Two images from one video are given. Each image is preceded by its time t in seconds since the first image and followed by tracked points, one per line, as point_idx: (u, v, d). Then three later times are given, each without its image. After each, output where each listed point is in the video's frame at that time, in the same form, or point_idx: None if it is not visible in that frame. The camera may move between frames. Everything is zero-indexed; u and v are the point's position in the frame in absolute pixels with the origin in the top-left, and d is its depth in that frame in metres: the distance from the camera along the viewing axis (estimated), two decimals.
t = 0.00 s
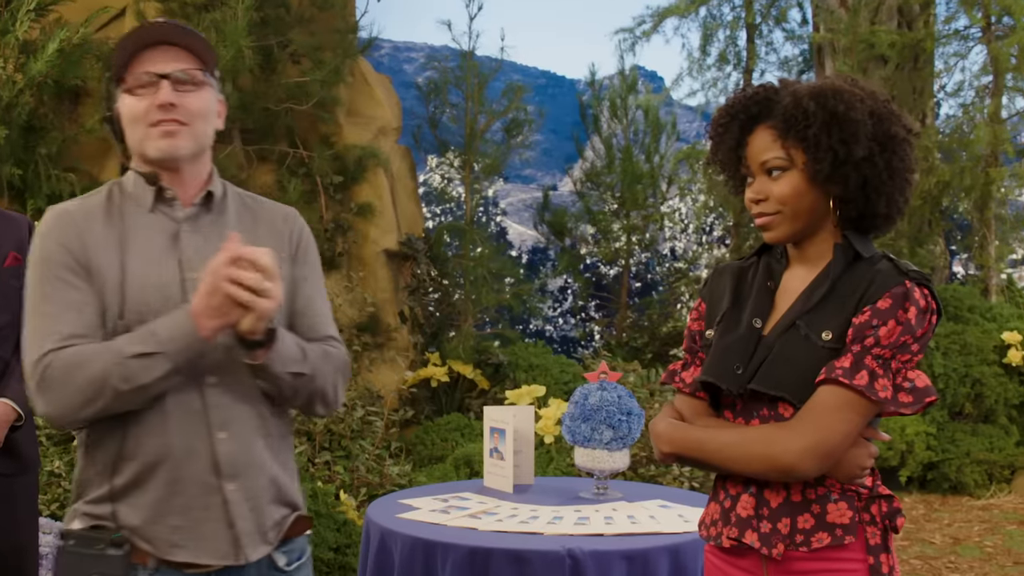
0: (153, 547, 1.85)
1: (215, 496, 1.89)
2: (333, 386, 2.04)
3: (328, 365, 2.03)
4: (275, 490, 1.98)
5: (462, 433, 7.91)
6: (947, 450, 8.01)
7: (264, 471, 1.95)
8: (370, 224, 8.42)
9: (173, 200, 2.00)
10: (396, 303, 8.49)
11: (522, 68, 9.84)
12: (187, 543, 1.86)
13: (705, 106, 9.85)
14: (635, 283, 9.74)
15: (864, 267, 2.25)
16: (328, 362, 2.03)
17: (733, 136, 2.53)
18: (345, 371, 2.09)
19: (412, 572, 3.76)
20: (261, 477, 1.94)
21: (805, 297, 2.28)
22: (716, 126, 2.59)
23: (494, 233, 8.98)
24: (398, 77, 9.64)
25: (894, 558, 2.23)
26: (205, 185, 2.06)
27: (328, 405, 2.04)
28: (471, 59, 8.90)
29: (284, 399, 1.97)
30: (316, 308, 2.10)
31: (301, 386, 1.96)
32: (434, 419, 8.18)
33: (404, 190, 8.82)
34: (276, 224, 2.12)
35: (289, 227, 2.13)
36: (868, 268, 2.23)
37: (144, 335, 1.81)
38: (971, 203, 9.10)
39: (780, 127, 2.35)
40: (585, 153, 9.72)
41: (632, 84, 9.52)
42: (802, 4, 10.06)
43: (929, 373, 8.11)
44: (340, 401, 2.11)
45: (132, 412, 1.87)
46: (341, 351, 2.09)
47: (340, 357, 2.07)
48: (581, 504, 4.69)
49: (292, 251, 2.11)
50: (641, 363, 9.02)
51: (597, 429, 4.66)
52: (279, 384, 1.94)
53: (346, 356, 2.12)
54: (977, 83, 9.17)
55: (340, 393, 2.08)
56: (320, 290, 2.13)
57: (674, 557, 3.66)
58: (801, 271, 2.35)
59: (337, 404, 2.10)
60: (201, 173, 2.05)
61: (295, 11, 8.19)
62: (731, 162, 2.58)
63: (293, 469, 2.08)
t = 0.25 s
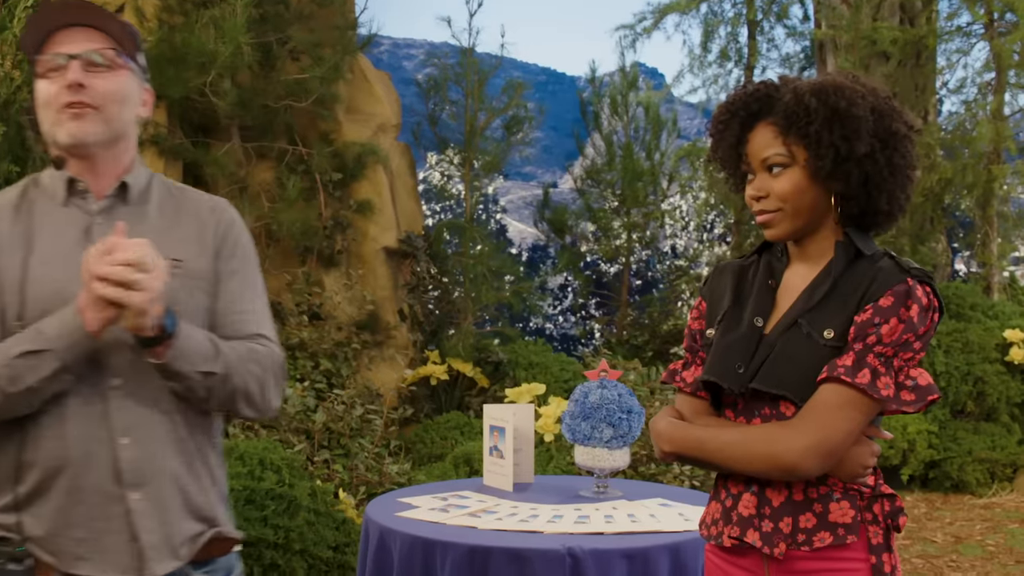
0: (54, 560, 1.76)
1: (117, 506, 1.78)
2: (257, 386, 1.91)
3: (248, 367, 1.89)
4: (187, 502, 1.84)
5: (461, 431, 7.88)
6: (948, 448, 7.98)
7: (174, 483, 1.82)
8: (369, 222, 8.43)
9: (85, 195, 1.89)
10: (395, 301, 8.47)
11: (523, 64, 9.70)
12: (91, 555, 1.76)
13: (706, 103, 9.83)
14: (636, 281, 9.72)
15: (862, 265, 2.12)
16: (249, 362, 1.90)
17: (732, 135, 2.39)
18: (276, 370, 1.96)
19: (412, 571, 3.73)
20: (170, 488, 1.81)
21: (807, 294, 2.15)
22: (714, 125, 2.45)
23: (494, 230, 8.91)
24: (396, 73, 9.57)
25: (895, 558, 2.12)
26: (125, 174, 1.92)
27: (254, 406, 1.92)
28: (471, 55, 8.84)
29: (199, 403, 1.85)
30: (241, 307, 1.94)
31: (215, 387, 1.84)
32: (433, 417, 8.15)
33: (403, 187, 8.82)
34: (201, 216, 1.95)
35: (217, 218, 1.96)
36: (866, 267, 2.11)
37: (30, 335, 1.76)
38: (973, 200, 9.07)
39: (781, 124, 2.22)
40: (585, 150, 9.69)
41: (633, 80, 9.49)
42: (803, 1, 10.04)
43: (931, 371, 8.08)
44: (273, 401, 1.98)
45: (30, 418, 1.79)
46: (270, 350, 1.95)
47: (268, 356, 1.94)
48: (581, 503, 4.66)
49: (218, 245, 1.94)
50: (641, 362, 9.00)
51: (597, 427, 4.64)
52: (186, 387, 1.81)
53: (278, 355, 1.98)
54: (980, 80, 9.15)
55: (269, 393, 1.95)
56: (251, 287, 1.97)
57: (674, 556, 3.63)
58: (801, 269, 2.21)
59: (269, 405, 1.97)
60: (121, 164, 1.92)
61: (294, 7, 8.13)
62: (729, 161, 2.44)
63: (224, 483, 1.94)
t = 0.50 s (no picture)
0: None
1: (7, 523, 1.57)
2: (171, 384, 1.66)
3: (158, 362, 1.65)
4: (89, 516, 1.61)
5: (447, 431, 7.82)
6: (937, 448, 7.95)
7: (74, 491, 1.60)
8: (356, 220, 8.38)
9: None
10: (381, 299, 8.41)
11: (510, 61, 9.63)
12: None
13: (695, 101, 9.80)
14: (623, 279, 9.68)
15: (851, 263, 2.06)
16: (160, 357, 1.65)
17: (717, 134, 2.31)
18: (195, 373, 1.70)
19: (397, 571, 3.66)
20: (68, 499, 1.59)
21: (796, 292, 2.09)
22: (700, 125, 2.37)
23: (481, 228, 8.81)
24: (382, 71, 9.46)
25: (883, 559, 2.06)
26: (26, 175, 1.68)
27: (168, 408, 1.66)
28: (457, 52, 8.70)
29: (104, 396, 1.63)
30: (154, 304, 1.70)
31: (119, 375, 1.62)
32: (419, 417, 8.09)
33: (390, 184, 8.76)
34: (106, 213, 1.71)
35: (124, 214, 1.72)
36: (854, 266, 2.05)
37: None
38: (963, 198, 9.06)
39: (767, 121, 2.16)
40: (573, 147, 9.60)
41: (621, 77, 9.48)
42: None
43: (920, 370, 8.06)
44: (196, 407, 1.72)
45: None
46: (188, 347, 1.70)
47: (186, 353, 1.68)
48: (568, 503, 4.60)
49: (126, 244, 1.71)
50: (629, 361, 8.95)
51: (584, 427, 4.58)
52: (87, 374, 1.60)
53: (201, 358, 1.73)
54: (969, 77, 9.10)
55: (190, 396, 1.70)
56: (165, 286, 1.72)
57: (661, 557, 3.58)
58: (789, 267, 2.15)
59: (191, 411, 1.71)
60: (21, 161, 1.67)
61: (280, 4, 8.09)
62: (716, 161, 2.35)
63: (144, 504, 1.71)
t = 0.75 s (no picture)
0: None
1: None
2: (98, 400, 1.57)
3: (84, 379, 1.55)
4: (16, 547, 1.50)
5: (428, 433, 7.76)
6: (920, 448, 7.93)
7: None
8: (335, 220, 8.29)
9: None
10: (361, 301, 8.33)
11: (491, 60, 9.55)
12: None
13: (677, 100, 9.78)
14: (605, 279, 9.63)
15: (834, 264, 2.02)
16: (83, 372, 1.55)
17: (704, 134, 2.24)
18: (128, 386, 1.61)
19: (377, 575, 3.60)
20: None
21: (778, 293, 2.03)
22: (684, 123, 2.30)
23: (462, 228, 8.72)
24: (362, 69, 9.32)
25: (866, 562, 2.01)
26: None
27: (98, 425, 1.57)
28: (438, 50, 8.61)
29: (29, 417, 1.53)
30: (82, 313, 1.59)
31: (39, 399, 1.52)
32: (400, 419, 8.04)
33: (370, 184, 8.73)
34: (29, 218, 1.61)
35: (49, 218, 1.62)
36: (837, 267, 2.00)
37: None
38: (945, 198, 9.06)
39: (752, 120, 2.09)
40: (554, 146, 9.57)
41: (603, 77, 9.39)
42: None
43: (903, 370, 8.04)
44: (132, 420, 1.64)
45: None
46: (118, 359, 1.59)
47: (114, 366, 1.58)
48: (549, 505, 4.56)
49: (50, 250, 1.60)
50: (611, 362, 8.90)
51: (566, 428, 4.53)
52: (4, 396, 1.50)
53: (136, 368, 1.63)
54: (952, 77, 9.10)
55: (122, 411, 1.61)
56: (96, 294, 1.63)
57: (643, 559, 3.52)
58: (772, 268, 2.10)
59: (127, 424, 1.63)
60: None
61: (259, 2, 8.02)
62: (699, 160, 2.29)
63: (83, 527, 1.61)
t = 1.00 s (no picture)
0: None
1: None
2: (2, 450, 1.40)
3: None
4: None
5: (403, 435, 7.68)
6: (898, 450, 7.91)
7: None
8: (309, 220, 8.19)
9: None
10: (335, 302, 8.22)
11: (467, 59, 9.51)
12: None
13: (654, 99, 9.74)
14: (582, 280, 9.56)
15: (814, 266, 1.95)
16: None
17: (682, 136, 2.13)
18: (45, 430, 1.43)
19: None
20: None
21: (759, 293, 1.96)
22: (661, 122, 2.20)
23: (438, 228, 8.65)
24: (337, 68, 9.24)
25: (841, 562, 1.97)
26: None
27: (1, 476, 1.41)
28: (413, 48, 8.52)
29: None
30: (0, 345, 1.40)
31: None
32: (375, 421, 7.94)
33: (345, 183, 8.60)
34: None
35: None
36: (816, 267, 1.94)
37: None
38: (923, 198, 9.05)
39: (733, 120, 2.02)
40: (531, 146, 9.48)
41: (580, 75, 9.31)
42: None
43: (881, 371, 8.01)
44: (45, 471, 1.45)
45: None
46: (31, 400, 1.40)
47: (23, 410, 1.40)
48: (525, 507, 4.48)
49: None
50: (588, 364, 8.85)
51: (542, 430, 4.46)
52: None
53: (55, 412, 1.44)
54: (930, 76, 9.06)
55: (38, 459, 1.43)
56: (19, 320, 1.42)
57: (621, 563, 3.45)
58: (750, 269, 2.03)
59: (39, 476, 1.44)
60: None
61: None
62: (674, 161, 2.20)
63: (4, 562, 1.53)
